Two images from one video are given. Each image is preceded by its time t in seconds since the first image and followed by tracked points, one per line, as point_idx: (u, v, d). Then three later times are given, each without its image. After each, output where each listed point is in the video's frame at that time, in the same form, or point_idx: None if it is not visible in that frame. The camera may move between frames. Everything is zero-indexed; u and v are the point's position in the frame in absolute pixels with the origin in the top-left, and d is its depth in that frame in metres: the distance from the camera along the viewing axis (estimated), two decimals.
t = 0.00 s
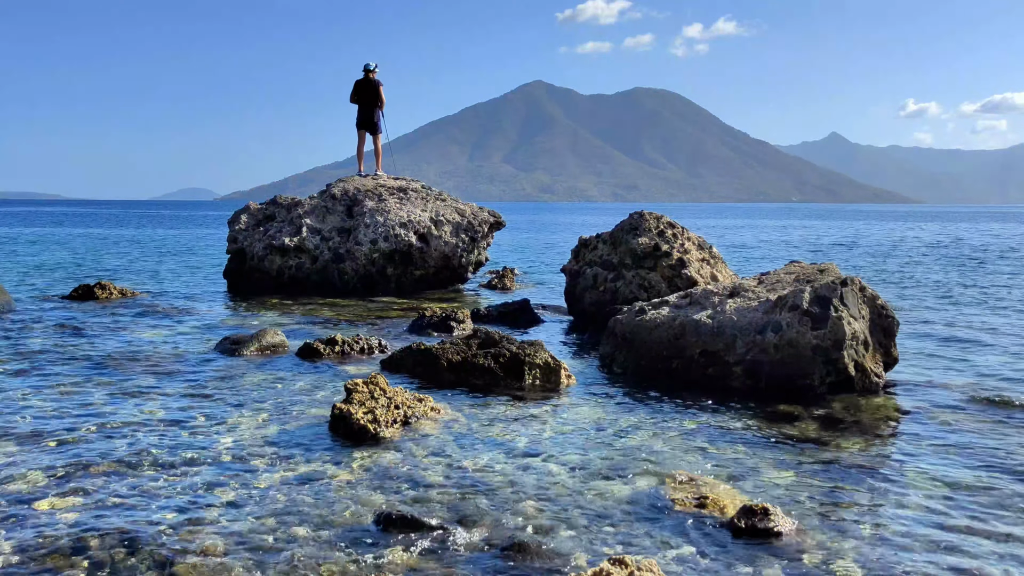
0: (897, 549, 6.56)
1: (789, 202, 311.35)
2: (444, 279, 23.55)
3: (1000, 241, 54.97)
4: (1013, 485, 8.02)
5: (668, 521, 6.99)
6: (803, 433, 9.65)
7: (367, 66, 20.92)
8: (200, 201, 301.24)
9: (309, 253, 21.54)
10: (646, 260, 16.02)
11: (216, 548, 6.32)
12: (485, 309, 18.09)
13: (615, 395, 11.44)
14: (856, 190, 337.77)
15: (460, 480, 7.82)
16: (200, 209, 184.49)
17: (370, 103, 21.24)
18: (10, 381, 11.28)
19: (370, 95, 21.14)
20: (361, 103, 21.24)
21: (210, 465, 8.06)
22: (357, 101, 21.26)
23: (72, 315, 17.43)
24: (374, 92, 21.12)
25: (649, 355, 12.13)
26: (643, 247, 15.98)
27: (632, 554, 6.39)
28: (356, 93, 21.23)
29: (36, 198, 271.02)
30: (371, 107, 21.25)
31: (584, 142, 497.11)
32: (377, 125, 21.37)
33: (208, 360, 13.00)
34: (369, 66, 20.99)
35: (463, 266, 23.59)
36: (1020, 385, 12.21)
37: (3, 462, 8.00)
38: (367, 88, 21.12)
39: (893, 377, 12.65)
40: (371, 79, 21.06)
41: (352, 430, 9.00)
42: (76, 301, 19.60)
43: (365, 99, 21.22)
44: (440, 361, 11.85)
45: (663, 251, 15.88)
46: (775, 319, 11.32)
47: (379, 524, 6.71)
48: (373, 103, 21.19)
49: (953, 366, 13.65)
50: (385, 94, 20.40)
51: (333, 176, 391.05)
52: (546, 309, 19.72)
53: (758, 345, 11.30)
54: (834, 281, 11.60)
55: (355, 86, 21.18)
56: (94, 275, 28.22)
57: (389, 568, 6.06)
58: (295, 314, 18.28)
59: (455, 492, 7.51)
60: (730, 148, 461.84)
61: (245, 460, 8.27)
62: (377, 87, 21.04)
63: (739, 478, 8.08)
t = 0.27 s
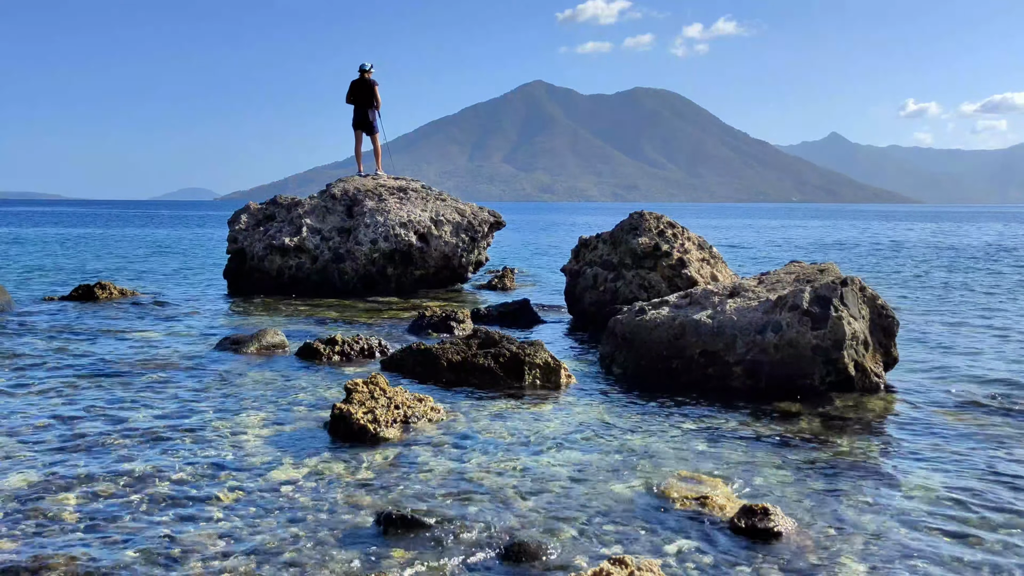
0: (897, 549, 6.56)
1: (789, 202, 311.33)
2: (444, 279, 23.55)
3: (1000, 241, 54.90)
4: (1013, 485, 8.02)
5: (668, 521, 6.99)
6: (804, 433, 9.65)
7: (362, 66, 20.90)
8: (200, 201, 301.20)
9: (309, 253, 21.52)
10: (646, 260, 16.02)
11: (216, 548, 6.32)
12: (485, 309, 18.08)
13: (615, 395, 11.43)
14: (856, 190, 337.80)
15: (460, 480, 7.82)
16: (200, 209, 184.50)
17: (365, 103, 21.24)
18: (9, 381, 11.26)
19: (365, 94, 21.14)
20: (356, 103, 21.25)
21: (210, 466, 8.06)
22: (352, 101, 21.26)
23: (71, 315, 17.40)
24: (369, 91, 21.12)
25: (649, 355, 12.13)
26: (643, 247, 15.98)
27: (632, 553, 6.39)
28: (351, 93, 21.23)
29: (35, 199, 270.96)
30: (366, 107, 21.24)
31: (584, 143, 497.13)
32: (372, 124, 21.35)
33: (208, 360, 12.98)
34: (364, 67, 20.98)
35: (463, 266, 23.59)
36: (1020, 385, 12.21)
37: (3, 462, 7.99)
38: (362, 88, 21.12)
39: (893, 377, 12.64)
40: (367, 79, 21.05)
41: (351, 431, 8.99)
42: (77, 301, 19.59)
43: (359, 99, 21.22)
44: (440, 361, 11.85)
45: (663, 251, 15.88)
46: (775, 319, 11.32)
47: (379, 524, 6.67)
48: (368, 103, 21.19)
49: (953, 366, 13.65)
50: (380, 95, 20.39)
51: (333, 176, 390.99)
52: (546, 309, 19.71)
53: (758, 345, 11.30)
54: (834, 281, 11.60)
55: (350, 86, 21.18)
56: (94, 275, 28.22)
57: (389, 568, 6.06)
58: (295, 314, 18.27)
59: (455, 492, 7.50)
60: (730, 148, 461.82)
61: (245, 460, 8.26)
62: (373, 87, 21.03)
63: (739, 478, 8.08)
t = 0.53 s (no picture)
0: (897, 548, 6.57)
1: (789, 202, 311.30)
2: (444, 279, 23.55)
3: (1000, 241, 54.87)
4: (1013, 485, 8.02)
5: (667, 521, 6.99)
6: (804, 433, 9.64)
7: (361, 66, 20.92)
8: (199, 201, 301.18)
9: (309, 253, 21.51)
10: (645, 260, 16.01)
11: (217, 547, 6.33)
12: (485, 309, 18.08)
13: (615, 395, 11.42)
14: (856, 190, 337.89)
15: (460, 480, 7.81)
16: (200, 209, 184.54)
17: (364, 104, 21.25)
18: (9, 381, 11.26)
19: (364, 95, 21.15)
20: (355, 104, 21.26)
21: (210, 465, 8.06)
22: (351, 101, 21.25)
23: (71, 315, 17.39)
24: (367, 92, 21.13)
25: (649, 355, 12.12)
26: (643, 247, 15.98)
27: (631, 553, 6.39)
28: (350, 93, 21.23)
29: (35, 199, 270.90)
30: (364, 108, 21.25)
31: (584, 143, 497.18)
32: (372, 125, 21.34)
33: (208, 360, 12.97)
34: (361, 67, 20.98)
35: (463, 266, 23.58)
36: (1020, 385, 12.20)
37: (3, 462, 7.99)
38: (360, 88, 21.12)
39: (893, 377, 12.64)
40: (365, 79, 21.05)
41: (351, 431, 8.99)
42: (77, 301, 19.58)
43: (358, 100, 21.22)
44: (441, 361, 11.85)
45: (663, 251, 15.88)
46: (775, 319, 11.32)
47: (379, 524, 6.65)
48: (365, 103, 21.20)
49: (953, 366, 13.65)
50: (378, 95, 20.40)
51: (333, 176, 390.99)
52: (546, 309, 19.71)
53: (758, 345, 11.30)
54: (834, 281, 11.60)
55: (348, 87, 21.19)
56: (94, 275, 28.21)
57: (389, 568, 6.07)
58: (295, 315, 18.26)
59: (455, 492, 7.51)
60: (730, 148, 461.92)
61: (245, 460, 8.26)
62: (371, 88, 21.04)
63: (739, 478, 8.08)
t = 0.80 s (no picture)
0: (897, 548, 6.57)
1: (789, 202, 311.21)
2: (444, 279, 23.55)
3: (1001, 241, 54.84)
4: (1013, 484, 8.02)
5: (668, 521, 6.99)
6: (804, 433, 9.64)
7: (362, 66, 20.93)
8: (199, 201, 301.12)
9: (309, 253, 21.47)
10: (646, 260, 16.01)
11: (217, 547, 6.32)
12: (485, 309, 18.08)
13: (615, 395, 11.42)
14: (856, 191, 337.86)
15: (460, 480, 7.80)
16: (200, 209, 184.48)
17: (365, 104, 21.25)
18: (9, 381, 11.26)
19: (365, 95, 21.14)
20: (356, 104, 21.25)
21: (210, 465, 8.06)
22: (352, 101, 21.25)
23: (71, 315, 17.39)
24: (368, 92, 21.13)
25: (649, 355, 12.12)
26: (643, 247, 15.98)
27: (631, 553, 6.39)
28: (351, 93, 21.23)
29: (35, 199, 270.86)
30: (366, 107, 21.25)
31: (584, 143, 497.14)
32: (373, 124, 21.35)
33: (208, 360, 12.97)
34: (363, 67, 20.99)
35: (463, 266, 23.57)
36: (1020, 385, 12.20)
37: (4, 462, 8.00)
38: (361, 88, 21.12)
39: (893, 377, 12.64)
40: (366, 79, 21.05)
41: (351, 431, 8.99)
42: (76, 301, 19.58)
43: (359, 99, 21.22)
44: (440, 361, 11.84)
45: (663, 251, 15.88)
46: (775, 319, 11.32)
47: (379, 525, 6.62)
48: (368, 103, 21.20)
49: (953, 366, 13.65)
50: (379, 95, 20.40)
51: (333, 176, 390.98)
52: (546, 309, 19.70)
53: (758, 345, 11.30)
54: (834, 281, 11.60)
55: (350, 86, 21.18)
56: (94, 275, 28.21)
57: (388, 568, 6.06)
58: (295, 315, 18.25)
59: (455, 491, 7.51)
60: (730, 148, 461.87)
61: (245, 460, 8.26)
62: (372, 88, 21.04)
63: (739, 478, 8.07)
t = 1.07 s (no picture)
0: (896, 548, 6.58)
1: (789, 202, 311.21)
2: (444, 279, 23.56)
3: (1000, 241, 54.85)
4: (1012, 484, 8.03)
5: (668, 521, 6.99)
6: (804, 433, 9.65)
7: (364, 66, 20.93)
8: (199, 201, 301.03)
9: (309, 253, 21.43)
10: (645, 260, 16.03)
11: (217, 547, 6.33)
12: (485, 309, 18.09)
13: (615, 395, 11.42)
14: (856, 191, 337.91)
15: (460, 480, 7.81)
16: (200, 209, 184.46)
17: (367, 104, 21.25)
18: (10, 381, 11.27)
19: (367, 95, 21.14)
20: (358, 104, 21.25)
21: (210, 465, 8.07)
22: (354, 101, 21.25)
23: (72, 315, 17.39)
24: (370, 92, 21.13)
25: (649, 355, 12.12)
26: (643, 247, 15.99)
27: (631, 553, 6.39)
28: (353, 93, 21.23)
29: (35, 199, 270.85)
30: (368, 107, 21.25)
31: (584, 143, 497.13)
32: (374, 125, 21.35)
33: (208, 360, 12.98)
34: (366, 67, 20.98)
35: (463, 266, 23.58)
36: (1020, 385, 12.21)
37: (5, 461, 8.01)
38: (363, 88, 21.12)
39: (892, 377, 12.65)
40: (368, 79, 21.05)
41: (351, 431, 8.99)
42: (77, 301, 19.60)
43: (361, 99, 21.22)
44: (440, 361, 11.84)
45: (663, 251, 15.90)
46: (775, 319, 11.33)
47: (379, 524, 6.61)
48: (370, 103, 21.19)
49: (953, 365, 13.66)
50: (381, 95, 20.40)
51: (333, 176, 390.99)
52: (546, 309, 19.72)
53: (758, 345, 11.31)
54: (834, 281, 11.61)
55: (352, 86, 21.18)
56: (94, 275, 28.23)
57: (388, 568, 6.07)
58: (296, 315, 18.26)
59: (455, 491, 7.52)
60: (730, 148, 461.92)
61: (246, 460, 8.27)
62: (374, 88, 21.04)
63: (739, 477, 8.08)
